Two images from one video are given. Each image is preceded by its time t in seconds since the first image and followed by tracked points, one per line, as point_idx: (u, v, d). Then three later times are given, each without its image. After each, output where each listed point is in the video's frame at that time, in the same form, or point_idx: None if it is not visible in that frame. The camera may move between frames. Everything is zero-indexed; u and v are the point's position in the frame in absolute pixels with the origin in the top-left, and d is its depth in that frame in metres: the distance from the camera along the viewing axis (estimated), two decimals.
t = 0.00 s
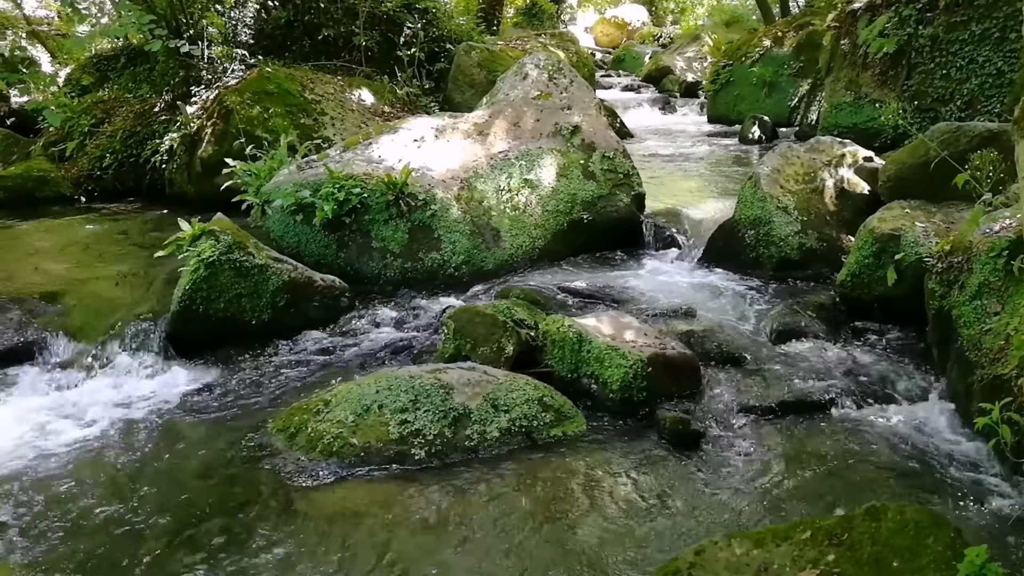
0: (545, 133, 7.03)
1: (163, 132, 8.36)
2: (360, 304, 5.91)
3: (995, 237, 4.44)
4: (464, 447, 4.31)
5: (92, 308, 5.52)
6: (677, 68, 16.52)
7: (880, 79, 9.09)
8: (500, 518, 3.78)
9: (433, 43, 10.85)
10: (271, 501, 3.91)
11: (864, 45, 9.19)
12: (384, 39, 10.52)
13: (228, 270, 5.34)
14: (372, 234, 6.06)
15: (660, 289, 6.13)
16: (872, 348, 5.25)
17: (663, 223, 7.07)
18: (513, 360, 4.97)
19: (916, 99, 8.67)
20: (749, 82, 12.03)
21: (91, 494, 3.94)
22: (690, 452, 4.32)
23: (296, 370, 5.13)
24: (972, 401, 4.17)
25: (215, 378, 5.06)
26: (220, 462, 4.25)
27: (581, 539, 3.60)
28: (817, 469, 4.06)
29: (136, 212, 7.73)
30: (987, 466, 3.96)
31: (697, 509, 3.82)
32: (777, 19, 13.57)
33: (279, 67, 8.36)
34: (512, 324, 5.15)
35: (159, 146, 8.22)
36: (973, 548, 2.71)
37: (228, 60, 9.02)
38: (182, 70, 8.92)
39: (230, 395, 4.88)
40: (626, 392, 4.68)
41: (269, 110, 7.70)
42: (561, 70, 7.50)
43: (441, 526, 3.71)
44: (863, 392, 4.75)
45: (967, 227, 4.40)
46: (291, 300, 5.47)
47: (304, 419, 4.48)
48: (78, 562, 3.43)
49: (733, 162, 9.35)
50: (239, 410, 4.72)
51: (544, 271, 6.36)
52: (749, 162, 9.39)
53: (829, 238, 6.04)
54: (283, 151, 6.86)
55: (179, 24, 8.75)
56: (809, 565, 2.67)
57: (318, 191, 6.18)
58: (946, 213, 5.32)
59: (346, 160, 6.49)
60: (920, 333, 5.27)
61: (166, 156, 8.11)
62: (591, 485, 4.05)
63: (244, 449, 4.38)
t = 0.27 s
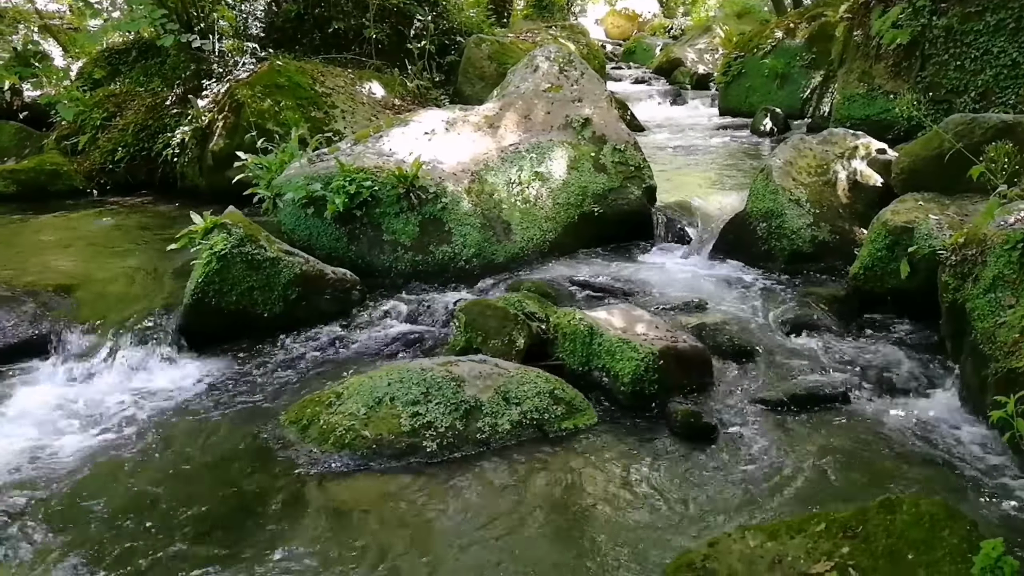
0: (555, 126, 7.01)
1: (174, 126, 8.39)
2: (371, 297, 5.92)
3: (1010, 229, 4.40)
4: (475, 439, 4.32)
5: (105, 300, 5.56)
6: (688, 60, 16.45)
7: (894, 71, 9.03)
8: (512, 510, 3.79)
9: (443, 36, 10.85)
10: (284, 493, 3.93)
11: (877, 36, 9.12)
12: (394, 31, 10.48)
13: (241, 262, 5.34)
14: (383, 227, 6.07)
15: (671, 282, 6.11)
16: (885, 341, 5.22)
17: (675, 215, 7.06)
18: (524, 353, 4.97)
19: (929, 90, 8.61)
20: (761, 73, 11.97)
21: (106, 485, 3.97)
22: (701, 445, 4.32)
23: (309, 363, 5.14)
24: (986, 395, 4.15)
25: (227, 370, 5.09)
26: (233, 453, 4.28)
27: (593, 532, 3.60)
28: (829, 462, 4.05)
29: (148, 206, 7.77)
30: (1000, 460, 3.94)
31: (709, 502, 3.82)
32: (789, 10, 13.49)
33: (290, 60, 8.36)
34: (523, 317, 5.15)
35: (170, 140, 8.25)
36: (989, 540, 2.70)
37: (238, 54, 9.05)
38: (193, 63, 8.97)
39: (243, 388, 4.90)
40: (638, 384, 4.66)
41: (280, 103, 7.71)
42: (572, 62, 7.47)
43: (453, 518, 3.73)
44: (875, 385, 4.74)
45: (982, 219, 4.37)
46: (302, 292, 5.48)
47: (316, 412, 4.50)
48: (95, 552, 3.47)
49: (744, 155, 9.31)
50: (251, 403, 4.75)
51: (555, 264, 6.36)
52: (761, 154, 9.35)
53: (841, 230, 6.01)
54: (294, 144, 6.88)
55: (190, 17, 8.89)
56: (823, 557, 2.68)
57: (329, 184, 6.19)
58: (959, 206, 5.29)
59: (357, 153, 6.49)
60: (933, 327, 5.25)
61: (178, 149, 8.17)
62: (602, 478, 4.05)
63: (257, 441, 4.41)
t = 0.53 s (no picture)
0: (575, 123, 7.01)
1: (196, 122, 8.44)
2: (390, 293, 5.94)
3: None
4: (495, 435, 4.33)
5: (129, 295, 5.63)
6: (708, 56, 16.38)
7: (917, 68, 8.95)
8: (532, 506, 3.80)
9: (463, 32, 10.85)
10: (305, 487, 3.96)
11: (901, 32, 9.03)
12: (414, 28, 10.49)
13: (262, 258, 5.38)
14: (403, 224, 6.09)
15: (690, 279, 6.09)
16: (907, 340, 5.18)
17: (694, 213, 7.00)
18: (544, 350, 4.98)
19: (954, 87, 8.53)
20: (782, 70, 11.89)
21: (131, 477, 4.02)
22: (721, 443, 4.31)
23: (329, 358, 5.17)
24: (1011, 395, 4.11)
25: (248, 365, 5.13)
26: (255, 447, 4.32)
27: (613, 529, 3.61)
28: (850, 462, 4.03)
29: (171, 202, 7.84)
30: None
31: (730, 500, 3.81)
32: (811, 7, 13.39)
33: (310, 57, 8.40)
34: (543, 313, 5.14)
35: (193, 136, 8.32)
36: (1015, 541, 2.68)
37: (259, 51, 9.03)
38: (215, 60, 9.04)
39: (264, 383, 4.94)
40: (657, 382, 4.69)
41: (301, 100, 7.75)
42: (592, 59, 7.46)
43: (473, 514, 3.74)
44: (898, 384, 4.70)
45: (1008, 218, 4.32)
46: (323, 288, 5.52)
47: (337, 407, 4.52)
48: (121, 543, 3.52)
49: (765, 152, 9.25)
50: (272, 398, 4.78)
51: (574, 261, 6.36)
52: (782, 151, 9.30)
53: (864, 228, 5.97)
54: (315, 140, 6.91)
55: (212, 14, 8.88)
56: (847, 557, 2.66)
57: (350, 180, 6.22)
58: (985, 204, 5.24)
59: (377, 150, 6.52)
60: (956, 326, 5.20)
61: (200, 146, 8.19)
62: (622, 475, 4.05)
63: (278, 435, 4.44)
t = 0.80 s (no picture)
0: (594, 123, 7.00)
1: (217, 121, 8.50)
2: (408, 292, 5.96)
3: None
4: (512, 435, 4.33)
5: (149, 292, 5.68)
6: (727, 57, 16.34)
7: (940, 69, 8.89)
8: (549, 506, 3.80)
9: (482, 32, 10.86)
10: (323, 484, 3.98)
11: (923, 33, 8.97)
12: (433, 28, 10.52)
13: (281, 256, 5.41)
14: (421, 223, 6.11)
15: (708, 281, 6.07)
16: (928, 343, 5.14)
17: (713, 214, 6.97)
18: (561, 349, 4.99)
19: (977, 89, 8.46)
20: (803, 71, 11.83)
21: (151, 472, 4.06)
22: (739, 445, 4.29)
23: (347, 356, 5.20)
24: None
25: (267, 362, 5.17)
26: (274, 444, 4.35)
27: (630, 530, 3.60)
28: (870, 465, 4.00)
29: (191, 199, 7.91)
30: None
31: (748, 502, 3.80)
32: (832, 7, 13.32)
33: (330, 57, 8.44)
34: (561, 314, 5.13)
35: (213, 135, 8.39)
36: None
37: (280, 50, 9.09)
38: (236, 59, 9.04)
39: (282, 380, 4.97)
40: (675, 383, 4.67)
41: (321, 99, 7.79)
42: (612, 59, 7.44)
43: (490, 513, 3.75)
44: (918, 388, 4.67)
45: None
46: (341, 287, 5.54)
47: (355, 404, 4.55)
48: (142, 537, 3.55)
49: (784, 154, 9.20)
50: (290, 395, 4.81)
51: (591, 261, 6.36)
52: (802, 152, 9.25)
53: (885, 231, 5.93)
54: (334, 139, 6.95)
55: (234, 14, 8.92)
56: (869, 560, 2.65)
57: (368, 179, 6.24)
58: (1008, 207, 5.20)
59: (396, 149, 6.54)
60: (978, 330, 5.16)
61: (221, 144, 8.29)
62: (639, 475, 4.05)
63: (296, 432, 4.47)
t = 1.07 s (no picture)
0: (617, 118, 6.97)
1: (242, 117, 8.58)
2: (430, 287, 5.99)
3: None
4: (534, 430, 4.34)
5: (175, 285, 5.74)
6: (752, 52, 16.23)
7: (969, 63, 8.78)
8: (572, 500, 3.81)
9: (505, 28, 10.79)
10: (347, 477, 4.02)
11: (952, 27, 8.85)
12: (456, 23, 10.52)
13: (305, 250, 5.44)
14: (444, 218, 6.13)
15: (731, 277, 6.04)
16: (954, 341, 5.09)
17: (737, 210, 6.94)
18: (584, 345, 4.97)
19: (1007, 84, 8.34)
20: (828, 66, 11.73)
21: (178, 463, 4.12)
22: (763, 442, 4.27)
23: (370, 351, 5.23)
24: None
25: (290, 356, 5.21)
26: (299, 436, 4.39)
27: (653, 525, 3.60)
28: (896, 463, 3.97)
29: (216, 194, 7.99)
30: None
31: (772, 499, 3.78)
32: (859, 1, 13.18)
33: (353, 52, 8.47)
34: (583, 309, 5.12)
35: (238, 130, 8.46)
36: None
37: (304, 46, 9.22)
38: (261, 55, 9.11)
39: (306, 374, 5.01)
40: (698, 380, 4.65)
41: (344, 94, 7.83)
42: (635, 54, 7.40)
43: (513, 507, 3.76)
44: (944, 386, 4.62)
45: None
46: (365, 281, 5.57)
47: (378, 398, 4.57)
48: (170, 528, 3.61)
49: (809, 149, 9.12)
50: (314, 389, 4.85)
51: (613, 257, 6.35)
52: (827, 148, 9.17)
53: (912, 227, 5.87)
54: (357, 135, 6.99)
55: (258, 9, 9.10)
56: (898, 557, 2.63)
57: (392, 174, 6.27)
58: None
59: (419, 144, 6.56)
60: (1005, 328, 5.10)
61: (245, 140, 8.35)
62: (662, 471, 4.05)
63: (320, 425, 4.51)
